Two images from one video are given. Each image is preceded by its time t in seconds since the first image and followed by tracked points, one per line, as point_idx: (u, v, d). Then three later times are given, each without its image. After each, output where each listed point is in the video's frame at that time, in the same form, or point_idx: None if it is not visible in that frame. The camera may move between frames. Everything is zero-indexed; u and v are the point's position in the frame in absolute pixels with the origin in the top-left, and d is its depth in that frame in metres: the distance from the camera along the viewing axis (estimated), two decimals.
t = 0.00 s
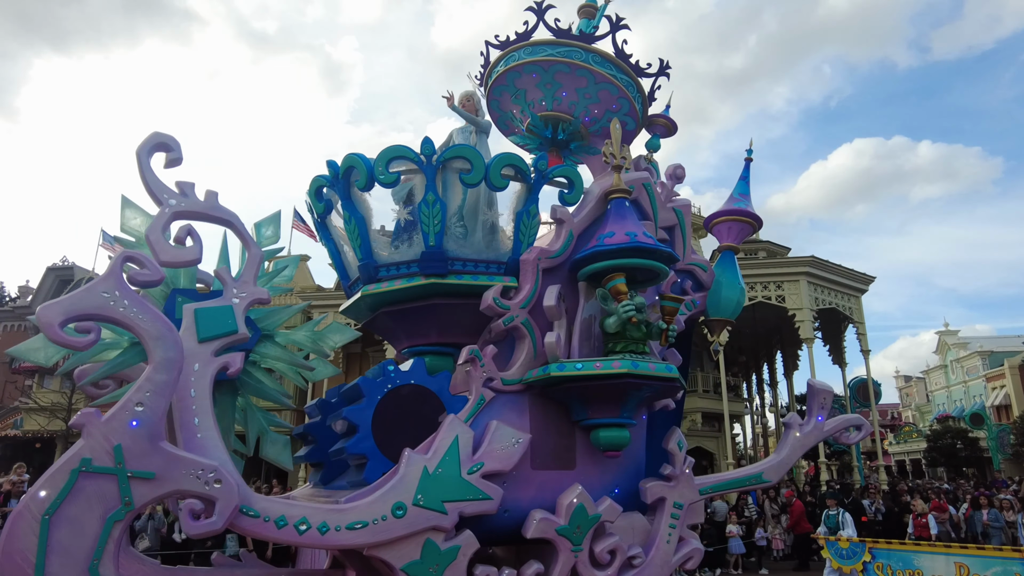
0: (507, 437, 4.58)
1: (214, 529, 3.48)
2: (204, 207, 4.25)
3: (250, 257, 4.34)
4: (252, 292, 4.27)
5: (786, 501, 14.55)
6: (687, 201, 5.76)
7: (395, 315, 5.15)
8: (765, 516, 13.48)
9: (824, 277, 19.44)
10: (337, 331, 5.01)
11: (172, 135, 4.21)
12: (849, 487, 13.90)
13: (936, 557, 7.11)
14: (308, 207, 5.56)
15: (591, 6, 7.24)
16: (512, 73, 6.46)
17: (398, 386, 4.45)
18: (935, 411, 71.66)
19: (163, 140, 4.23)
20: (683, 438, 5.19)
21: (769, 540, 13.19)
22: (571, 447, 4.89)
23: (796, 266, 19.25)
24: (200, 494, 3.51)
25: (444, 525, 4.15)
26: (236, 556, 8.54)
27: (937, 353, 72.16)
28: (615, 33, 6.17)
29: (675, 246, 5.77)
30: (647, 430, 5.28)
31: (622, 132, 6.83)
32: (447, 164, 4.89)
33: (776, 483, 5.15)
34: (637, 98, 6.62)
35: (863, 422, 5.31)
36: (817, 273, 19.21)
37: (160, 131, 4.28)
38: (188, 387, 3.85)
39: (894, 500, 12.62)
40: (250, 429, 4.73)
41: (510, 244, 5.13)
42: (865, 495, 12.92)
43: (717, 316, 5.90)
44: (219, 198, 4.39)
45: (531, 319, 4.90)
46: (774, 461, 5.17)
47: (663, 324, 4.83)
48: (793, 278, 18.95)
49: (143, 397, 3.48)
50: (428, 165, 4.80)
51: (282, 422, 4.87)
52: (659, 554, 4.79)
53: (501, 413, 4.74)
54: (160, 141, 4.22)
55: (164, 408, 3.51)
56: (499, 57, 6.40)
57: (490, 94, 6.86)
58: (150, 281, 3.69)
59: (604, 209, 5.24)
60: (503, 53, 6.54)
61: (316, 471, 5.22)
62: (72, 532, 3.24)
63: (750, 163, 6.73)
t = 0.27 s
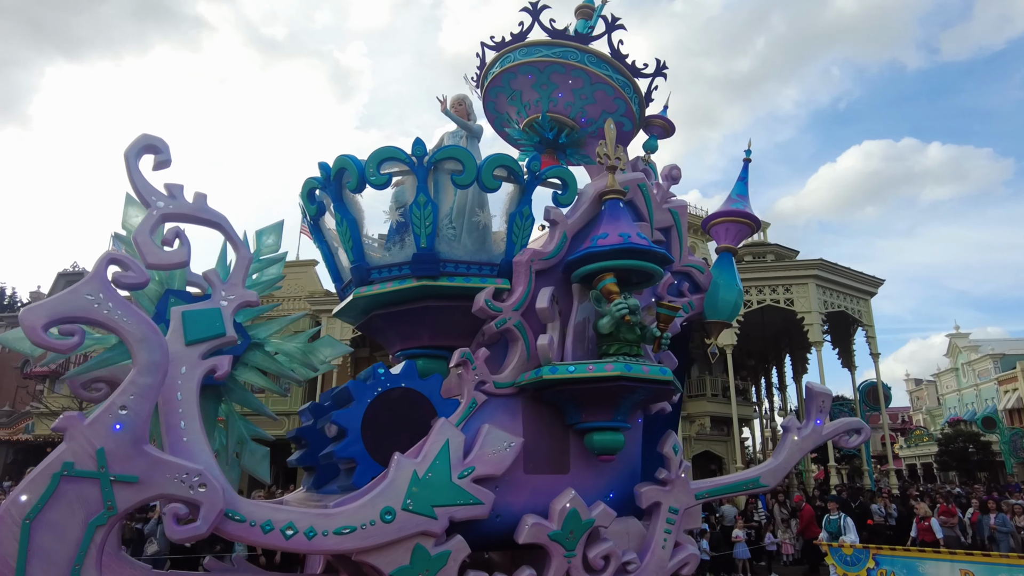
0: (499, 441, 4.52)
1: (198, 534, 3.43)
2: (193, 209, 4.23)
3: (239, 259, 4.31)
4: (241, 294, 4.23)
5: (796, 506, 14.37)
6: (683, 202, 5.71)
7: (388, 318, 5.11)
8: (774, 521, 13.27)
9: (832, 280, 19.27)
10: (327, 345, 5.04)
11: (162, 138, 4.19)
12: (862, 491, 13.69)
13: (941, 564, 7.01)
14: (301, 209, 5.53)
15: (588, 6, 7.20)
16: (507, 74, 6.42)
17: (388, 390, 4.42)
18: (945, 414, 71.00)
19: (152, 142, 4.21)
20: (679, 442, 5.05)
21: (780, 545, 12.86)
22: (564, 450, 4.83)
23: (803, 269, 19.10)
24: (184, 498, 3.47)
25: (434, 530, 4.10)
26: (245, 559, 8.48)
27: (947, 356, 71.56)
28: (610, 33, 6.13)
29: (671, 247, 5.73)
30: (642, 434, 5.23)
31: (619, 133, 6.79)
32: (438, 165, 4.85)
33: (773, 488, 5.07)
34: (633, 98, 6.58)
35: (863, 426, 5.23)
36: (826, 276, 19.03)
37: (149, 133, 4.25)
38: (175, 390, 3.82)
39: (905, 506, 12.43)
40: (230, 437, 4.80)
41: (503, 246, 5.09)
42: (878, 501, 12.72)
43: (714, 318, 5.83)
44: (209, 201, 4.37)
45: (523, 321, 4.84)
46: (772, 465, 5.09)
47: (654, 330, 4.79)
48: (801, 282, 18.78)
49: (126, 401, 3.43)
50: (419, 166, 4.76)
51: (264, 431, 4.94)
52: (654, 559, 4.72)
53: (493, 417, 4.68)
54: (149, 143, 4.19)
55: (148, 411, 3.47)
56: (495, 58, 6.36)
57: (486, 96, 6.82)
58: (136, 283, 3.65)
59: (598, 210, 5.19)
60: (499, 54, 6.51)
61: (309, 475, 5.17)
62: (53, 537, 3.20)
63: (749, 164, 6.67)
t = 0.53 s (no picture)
0: (492, 444, 4.47)
1: (185, 538, 3.40)
2: (184, 211, 4.21)
3: (230, 261, 4.28)
4: (232, 296, 4.21)
5: (806, 510, 14.19)
6: (680, 203, 5.66)
7: (382, 320, 5.07)
8: (785, 525, 13.07)
9: (842, 283, 19.08)
10: (320, 359, 4.96)
11: (152, 139, 4.17)
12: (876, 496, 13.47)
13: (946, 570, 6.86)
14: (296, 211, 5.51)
15: (587, 7, 7.16)
16: (504, 75, 6.39)
17: (380, 393, 4.38)
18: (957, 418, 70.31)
19: (142, 143, 4.18)
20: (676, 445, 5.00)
21: (791, 550, 12.63)
22: (559, 454, 4.77)
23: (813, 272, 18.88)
24: (170, 502, 3.44)
25: (425, 535, 4.05)
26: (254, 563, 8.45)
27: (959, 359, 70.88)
28: (607, 33, 6.09)
29: (668, 248, 5.68)
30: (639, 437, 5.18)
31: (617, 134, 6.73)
32: (431, 165, 4.81)
33: (772, 492, 5.00)
34: (631, 99, 6.53)
35: (865, 429, 5.13)
36: (835, 279, 18.84)
37: (140, 135, 4.23)
38: (163, 392, 3.79)
39: (918, 511, 12.25)
40: (211, 443, 4.73)
41: (498, 248, 5.04)
42: (892, 507, 12.52)
43: (713, 320, 5.76)
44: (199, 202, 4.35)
45: (518, 323, 4.79)
46: (770, 469, 5.01)
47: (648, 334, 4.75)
48: (811, 285, 18.60)
49: (112, 403, 3.40)
50: (412, 167, 4.72)
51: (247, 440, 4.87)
52: (651, 564, 4.65)
53: (486, 420, 4.63)
54: (139, 145, 4.17)
55: (134, 414, 3.44)
56: (492, 59, 6.33)
57: (484, 97, 6.78)
58: (123, 286, 3.62)
59: (594, 211, 5.14)
60: (496, 55, 6.48)
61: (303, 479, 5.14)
62: (37, 541, 3.17)
63: (749, 164, 6.60)
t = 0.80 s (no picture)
0: (483, 444, 4.41)
1: (167, 538, 3.35)
2: (172, 209, 4.17)
3: (218, 259, 4.24)
4: (220, 294, 4.17)
5: (816, 513, 13.98)
6: (676, 201, 5.60)
7: (374, 319, 5.02)
8: (794, 528, 12.87)
9: (851, 284, 18.90)
10: (307, 369, 4.98)
11: (140, 137, 4.14)
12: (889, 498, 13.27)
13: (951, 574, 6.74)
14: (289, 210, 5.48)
15: (585, 4, 7.10)
16: (500, 73, 6.34)
17: (369, 393, 4.33)
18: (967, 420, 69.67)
19: (130, 141, 4.16)
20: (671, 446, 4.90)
21: (801, 553, 12.43)
22: (553, 455, 4.71)
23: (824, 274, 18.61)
24: (153, 502, 3.39)
25: (414, 536, 4.00)
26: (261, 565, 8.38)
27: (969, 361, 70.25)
28: (603, 30, 6.03)
29: (665, 247, 5.62)
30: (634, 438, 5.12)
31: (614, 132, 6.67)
32: (422, 163, 4.76)
33: (769, 493, 4.91)
34: (628, 96, 6.47)
35: (864, 429, 5.04)
36: (845, 280, 18.65)
37: (127, 132, 4.20)
38: (149, 391, 3.76)
39: (929, 515, 12.04)
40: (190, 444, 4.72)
41: (491, 246, 4.99)
42: (905, 510, 12.32)
43: (710, 319, 5.70)
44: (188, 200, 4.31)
45: (511, 322, 4.74)
46: (768, 470, 4.92)
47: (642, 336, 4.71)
48: (821, 286, 18.42)
49: (94, 402, 3.36)
50: (403, 164, 4.68)
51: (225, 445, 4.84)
52: (645, 567, 4.58)
53: (477, 420, 4.57)
54: (127, 143, 4.14)
55: (116, 413, 3.40)
56: (487, 57, 6.29)
57: (480, 96, 6.74)
58: (106, 284, 3.58)
59: (588, 208, 5.08)
60: (492, 53, 6.43)
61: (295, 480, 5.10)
62: (17, 542, 3.14)
63: (748, 162, 6.53)
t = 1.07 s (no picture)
0: (473, 443, 4.35)
1: (149, 537, 3.31)
2: (159, 205, 4.13)
3: (206, 256, 4.21)
4: (207, 291, 4.13)
5: (826, 515, 13.75)
6: (672, 196, 5.53)
7: (366, 317, 4.98)
8: (804, 528, 12.65)
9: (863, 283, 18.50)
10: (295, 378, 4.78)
11: (126, 133, 4.11)
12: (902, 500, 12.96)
13: None
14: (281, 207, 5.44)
15: None
16: (495, 69, 6.29)
17: (358, 391, 4.29)
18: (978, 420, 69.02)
19: (117, 137, 4.12)
20: (666, 445, 4.78)
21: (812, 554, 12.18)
22: (545, 454, 4.65)
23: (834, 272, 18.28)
24: (135, 500, 3.35)
25: (402, 536, 3.95)
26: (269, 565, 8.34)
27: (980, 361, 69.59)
28: (599, 24, 5.97)
29: (660, 243, 5.56)
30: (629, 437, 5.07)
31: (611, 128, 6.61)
32: (413, 158, 4.71)
33: (766, 494, 4.83)
34: (625, 92, 6.39)
35: (863, 428, 4.96)
36: (855, 280, 18.30)
37: (115, 128, 4.17)
38: (134, 389, 3.72)
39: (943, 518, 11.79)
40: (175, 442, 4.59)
41: (483, 243, 4.94)
42: (920, 513, 12.04)
43: (707, 316, 5.63)
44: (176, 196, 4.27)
45: (502, 320, 4.68)
46: (765, 470, 4.84)
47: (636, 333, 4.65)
48: (830, 285, 18.08)
49: (76, 399, 3.32)
50: (394, 160, 4.63)
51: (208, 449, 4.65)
52: (639, 568, 4.52)
53: (468, 419, 4.52)
54: (114, 139, 4.11)
55: (98, 411, 3.36)
56: (482, 52, 6.24)
57: (476, 92, 6.68)
58: (90, 280, 3.54)
59: (582, 204, 5.02)
60: (487, 49, 6.38)
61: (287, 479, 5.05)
62: None
63: (746, 158, 6.45)
